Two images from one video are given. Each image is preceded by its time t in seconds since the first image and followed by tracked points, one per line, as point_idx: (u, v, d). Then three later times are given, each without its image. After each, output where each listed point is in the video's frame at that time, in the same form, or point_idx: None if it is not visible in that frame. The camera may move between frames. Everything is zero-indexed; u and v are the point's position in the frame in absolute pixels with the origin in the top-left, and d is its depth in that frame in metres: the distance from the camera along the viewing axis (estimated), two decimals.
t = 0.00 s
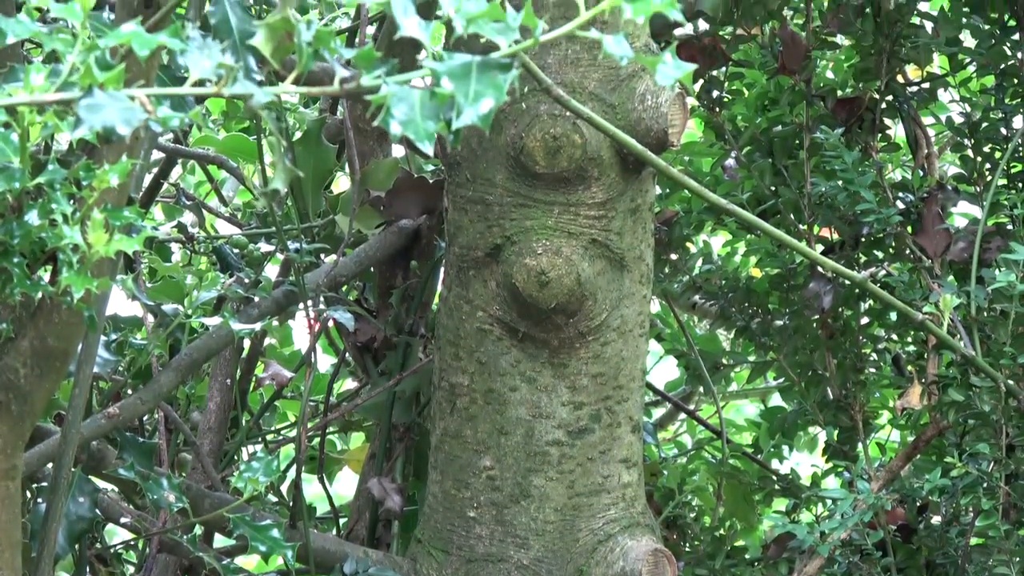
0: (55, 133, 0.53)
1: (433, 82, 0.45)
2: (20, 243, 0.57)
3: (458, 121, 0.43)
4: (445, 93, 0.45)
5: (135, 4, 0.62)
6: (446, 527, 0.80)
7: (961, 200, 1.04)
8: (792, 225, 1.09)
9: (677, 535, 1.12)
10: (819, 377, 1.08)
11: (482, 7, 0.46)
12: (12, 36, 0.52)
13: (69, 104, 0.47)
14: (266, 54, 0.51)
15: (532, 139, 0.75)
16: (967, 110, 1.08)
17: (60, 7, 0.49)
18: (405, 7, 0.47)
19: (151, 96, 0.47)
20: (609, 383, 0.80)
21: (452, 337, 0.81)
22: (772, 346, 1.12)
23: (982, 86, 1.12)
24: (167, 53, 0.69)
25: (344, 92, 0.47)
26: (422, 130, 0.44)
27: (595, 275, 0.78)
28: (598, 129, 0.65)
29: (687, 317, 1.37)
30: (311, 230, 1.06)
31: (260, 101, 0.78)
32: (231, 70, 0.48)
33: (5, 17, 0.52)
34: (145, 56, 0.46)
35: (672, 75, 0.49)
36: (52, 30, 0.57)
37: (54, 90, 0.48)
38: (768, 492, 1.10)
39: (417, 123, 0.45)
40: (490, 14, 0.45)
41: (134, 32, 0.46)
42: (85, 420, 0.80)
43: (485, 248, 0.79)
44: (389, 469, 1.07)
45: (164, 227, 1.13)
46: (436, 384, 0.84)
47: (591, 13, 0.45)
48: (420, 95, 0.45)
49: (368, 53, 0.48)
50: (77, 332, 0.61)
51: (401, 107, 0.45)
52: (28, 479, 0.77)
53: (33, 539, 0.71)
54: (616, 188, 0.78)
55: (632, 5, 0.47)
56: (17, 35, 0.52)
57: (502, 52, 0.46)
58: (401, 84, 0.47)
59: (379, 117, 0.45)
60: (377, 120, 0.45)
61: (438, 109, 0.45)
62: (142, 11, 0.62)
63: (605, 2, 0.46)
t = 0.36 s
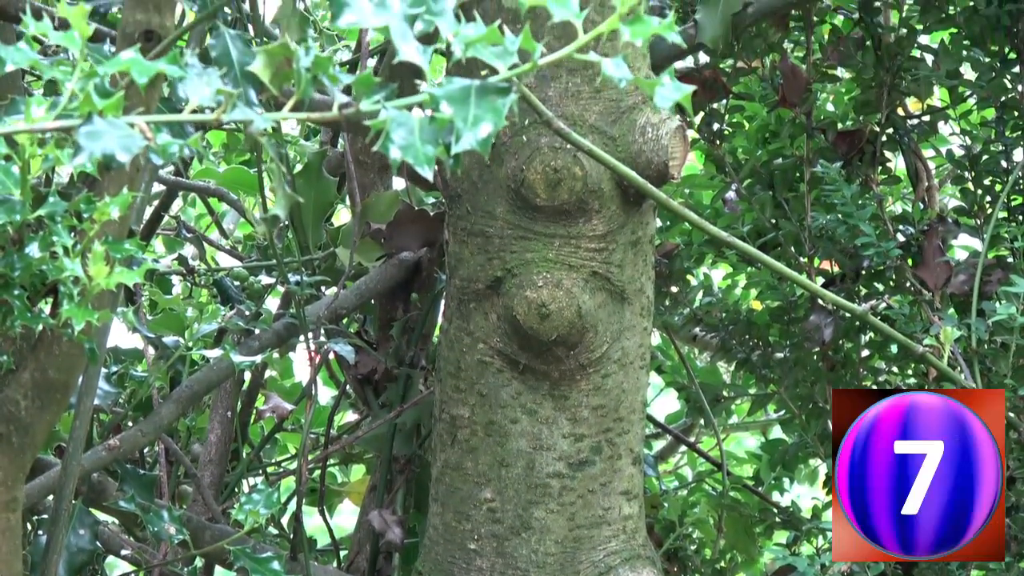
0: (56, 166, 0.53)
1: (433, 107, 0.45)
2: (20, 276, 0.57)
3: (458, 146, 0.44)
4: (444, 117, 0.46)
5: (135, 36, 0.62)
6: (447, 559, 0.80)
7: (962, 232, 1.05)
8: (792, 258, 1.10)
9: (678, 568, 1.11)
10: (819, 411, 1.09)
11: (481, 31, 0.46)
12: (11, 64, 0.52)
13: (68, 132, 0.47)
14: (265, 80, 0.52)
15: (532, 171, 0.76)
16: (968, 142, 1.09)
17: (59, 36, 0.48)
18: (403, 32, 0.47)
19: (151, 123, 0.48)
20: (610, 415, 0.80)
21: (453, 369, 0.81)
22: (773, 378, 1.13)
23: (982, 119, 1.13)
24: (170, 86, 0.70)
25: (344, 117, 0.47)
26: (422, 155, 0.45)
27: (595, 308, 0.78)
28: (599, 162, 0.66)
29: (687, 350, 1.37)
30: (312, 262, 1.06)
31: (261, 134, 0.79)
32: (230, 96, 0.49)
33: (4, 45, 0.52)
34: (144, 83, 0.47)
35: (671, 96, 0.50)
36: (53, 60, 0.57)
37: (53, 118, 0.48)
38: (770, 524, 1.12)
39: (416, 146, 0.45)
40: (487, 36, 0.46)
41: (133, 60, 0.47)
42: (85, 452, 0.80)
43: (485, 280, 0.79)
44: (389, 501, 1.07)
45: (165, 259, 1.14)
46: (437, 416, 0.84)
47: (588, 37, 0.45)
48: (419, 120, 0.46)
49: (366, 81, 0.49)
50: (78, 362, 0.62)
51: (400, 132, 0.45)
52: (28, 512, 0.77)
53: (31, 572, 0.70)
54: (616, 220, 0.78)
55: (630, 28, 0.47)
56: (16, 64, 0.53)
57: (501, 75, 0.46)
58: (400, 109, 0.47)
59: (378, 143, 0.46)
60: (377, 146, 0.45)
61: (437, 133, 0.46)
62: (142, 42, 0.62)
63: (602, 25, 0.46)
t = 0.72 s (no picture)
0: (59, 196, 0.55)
1: (436, 144, 0.46)
2: (22, 304, 0.59)
3: (463, 184, 0.45)
4: (448, 155, 0.46)
5: (135, 65, 0.63)
6: None
7: (963, 261, 1.05)
8: (792, 286, 1.11)
9: None
10: (819, 440, 1.09)
11: (485, 70, 0.47)
12: (13, 98, 0.52)
13: (69, 164, 0.48)
14: (268, 116, 0.52)
15: (532, 200, 0.76)
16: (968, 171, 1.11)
17: (62, 70, 0.48)
18: (406, 68, 0.47)
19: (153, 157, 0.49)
20: (610, 443, 0.80)
21: (453, 398, 0.82)
22: (773, 407, 1.14)
23: (982, 148, 1.14)
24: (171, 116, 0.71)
25: (347, 154, 0.47)
26: (426, 192, 0.45)
27: (595, 336, 0.78)
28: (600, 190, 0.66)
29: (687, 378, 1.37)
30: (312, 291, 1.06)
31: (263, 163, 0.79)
32: (234, 131, 0.49)
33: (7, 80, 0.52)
34: (146, 117, 0.47)
35: (672, 137, 0.51)
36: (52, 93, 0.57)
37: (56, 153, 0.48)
38: (769, 553, 1.10)
39: (420, 184, 0.46)
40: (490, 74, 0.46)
41: (135, 94, 0.47)
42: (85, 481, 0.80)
43: (485, 308, 0.80)
44: (389, 530, 1.06)
45: (166, 288, 1.14)
46: (437, 446, 0.84)
47: (591, 78, 0.46)
48: (422, 157, 0.46)
49: (369, 117, 0.49)
50: (77, 392, 0.63)
51: (403, 169, 0.45)
52: (28, 540, 0.77)
53: None
54: (616, 249, 0.79)
55: (633, 69, 0.48)
56: (18, 98, 0.53)
57: (504, 114, 0.47)
58: (401, 145, 0.48)
59: (382, 179, 0.45)
60: (379, 182, 0.45)
61: (440, 170, 0.47)
62: (142, 71, 0.63)
63: (605, 66, 0.47)
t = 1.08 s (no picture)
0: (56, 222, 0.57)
1: (439, 184, 0.46)
2: (21, 328, 0.61)
3: (465, 223, 0.45)
4: (451, 195, 0.47)
5: (135, 91, 0.64)
6: None
7: (963, 286, 1.06)
8: (793, 312, 1.11)
9: None
10: (819, 465, 1.09)
11: (489, 110, 0.48)
12: (18, 131, 0.53)
13: (71, 196, 0.49)
14: (271, 152, 0.53)
15: (532, 226, 0.76)
16: (968, 197, 1.12)
17: (66, 105, 0.49)
18: (409, 108, 0.48)
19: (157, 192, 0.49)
20: (610, 469, 0.80)
21: (453, 423, 0.82)
22: (773, 432, 1.14)
23: (982, 174, 1.15)
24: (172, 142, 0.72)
25: (349, 190, 0.48)
26: (430, 230, 0.46)
27: (595, 362, 0.79)
28: (600, 216, 0.67)
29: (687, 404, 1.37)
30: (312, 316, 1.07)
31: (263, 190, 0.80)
32: (237, 165, 0.50)
33: (11, 113, 0.53)
34: (150, 153, 0.48)
35: (673, 181, 0.52)
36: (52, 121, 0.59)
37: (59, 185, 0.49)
38: None
39: (424, 223, 0.46)
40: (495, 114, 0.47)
41: (139, 130, 0.48)
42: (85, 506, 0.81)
43: (485, 333, 0.80)
44: (389, 555, 1.06)
45: (166, 313, 1.14)
46: (437, 471, 0.84)
47: (594, 121, 0.47)
48: (424, 197, 0.47)
49: (372, 154, 0.49)
50: (78, 416, 0.66)
51: (407, 208, 0.46)
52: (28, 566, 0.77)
53: None
54: (617, 274, 0.79)
55: (637, 112, 0.49)
56: (22, 131, 0.53)
57: (508, 155, 0.48)
58: (405, 182, 0.48)
59: (385, 217, 0.46)
60: (383, 221, 0.46)
61: (443, 209, 0.48)
62: (142, 97, 0.64)
63: (610, 110, 0.47)
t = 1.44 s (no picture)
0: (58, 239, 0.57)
1: (436, 188, 0.47)
2: (21, 348, 0.64)
3: (462, 229, 0.45)
4: (447, 199, 0.47)
5: (136, 110, 0.65)
6: None
7: (963, 305, 1.06)
8: (793, 331, 1.12)
9: None
10: (820, 484, 1.10)
11: (485, 115, 0.48)
12: (15, 142, 0.53)
13: (69, 209, 0.49)
14: (268, 159, 0.55)
15: (533, 244, 0.77)
16: (968, 216, 1.12)
17: (62, 113, 0.49)
18: (406, 112, 0.50)
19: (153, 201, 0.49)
20: (610, 487, 0.80)
21: (453, 442, 0.82)
22: (773, 451, 1.14)
23: (982, 193, 1.15)
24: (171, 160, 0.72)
25: (346, 198, 0.49)
26: (426, 236, 0.47)
27: (595, 380, 0.79)
28: (600, 235, 0.67)
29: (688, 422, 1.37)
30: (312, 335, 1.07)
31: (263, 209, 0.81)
32: (234, 174, 0.50)
33: (8, 124, 0.53)
34: (147, 161, 0.48)
35: (671, 180, 0.53)
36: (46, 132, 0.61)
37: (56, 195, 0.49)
38: None
39: (421, 229, 0.47)
40: (492, 118, 0.47)
41: (135, 138, 0.49)
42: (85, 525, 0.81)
43: (486, 352, 0.80)
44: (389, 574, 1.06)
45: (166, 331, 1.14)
46: (437, 490, 0.85)
47: (591, 121, 0.47)
48: (422, 202, 0.48)
49: (370, 162, 0.51)
50: (77, 435, 0.69)
51: (404, 214, 0.47)
52: None
53: None
54: (617, 293, 0.79)
55: (633, 112, 0.50)
56: (19, 142, 0.54)
57: (505, 158, 0.48)
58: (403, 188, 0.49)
59: (383, 223, 0.47)
60: (379, 226, 0.47)
61: (440, 214, 0.48)
62: (143, 114, 0.65)
63: (606, 110, 0.48)
